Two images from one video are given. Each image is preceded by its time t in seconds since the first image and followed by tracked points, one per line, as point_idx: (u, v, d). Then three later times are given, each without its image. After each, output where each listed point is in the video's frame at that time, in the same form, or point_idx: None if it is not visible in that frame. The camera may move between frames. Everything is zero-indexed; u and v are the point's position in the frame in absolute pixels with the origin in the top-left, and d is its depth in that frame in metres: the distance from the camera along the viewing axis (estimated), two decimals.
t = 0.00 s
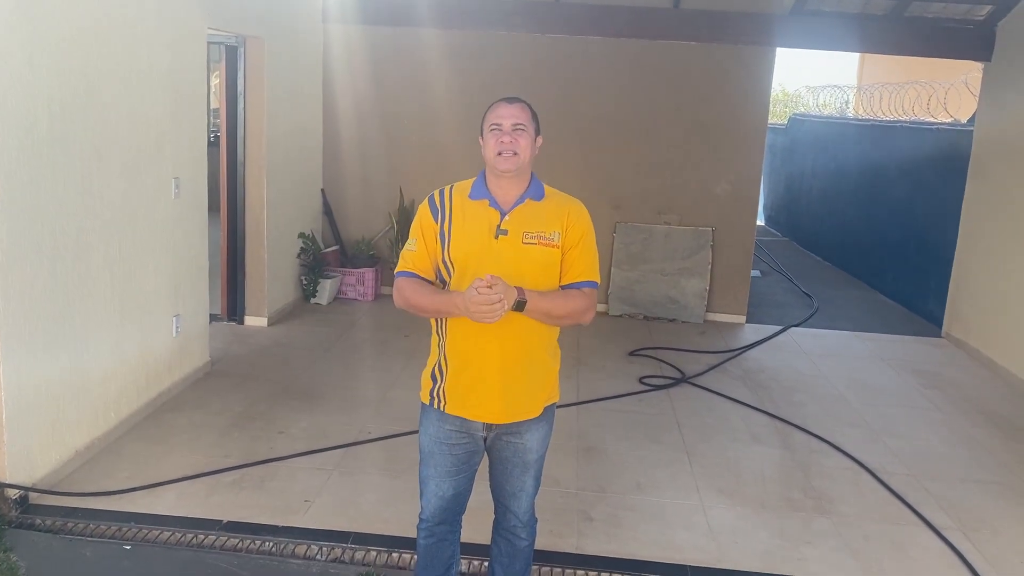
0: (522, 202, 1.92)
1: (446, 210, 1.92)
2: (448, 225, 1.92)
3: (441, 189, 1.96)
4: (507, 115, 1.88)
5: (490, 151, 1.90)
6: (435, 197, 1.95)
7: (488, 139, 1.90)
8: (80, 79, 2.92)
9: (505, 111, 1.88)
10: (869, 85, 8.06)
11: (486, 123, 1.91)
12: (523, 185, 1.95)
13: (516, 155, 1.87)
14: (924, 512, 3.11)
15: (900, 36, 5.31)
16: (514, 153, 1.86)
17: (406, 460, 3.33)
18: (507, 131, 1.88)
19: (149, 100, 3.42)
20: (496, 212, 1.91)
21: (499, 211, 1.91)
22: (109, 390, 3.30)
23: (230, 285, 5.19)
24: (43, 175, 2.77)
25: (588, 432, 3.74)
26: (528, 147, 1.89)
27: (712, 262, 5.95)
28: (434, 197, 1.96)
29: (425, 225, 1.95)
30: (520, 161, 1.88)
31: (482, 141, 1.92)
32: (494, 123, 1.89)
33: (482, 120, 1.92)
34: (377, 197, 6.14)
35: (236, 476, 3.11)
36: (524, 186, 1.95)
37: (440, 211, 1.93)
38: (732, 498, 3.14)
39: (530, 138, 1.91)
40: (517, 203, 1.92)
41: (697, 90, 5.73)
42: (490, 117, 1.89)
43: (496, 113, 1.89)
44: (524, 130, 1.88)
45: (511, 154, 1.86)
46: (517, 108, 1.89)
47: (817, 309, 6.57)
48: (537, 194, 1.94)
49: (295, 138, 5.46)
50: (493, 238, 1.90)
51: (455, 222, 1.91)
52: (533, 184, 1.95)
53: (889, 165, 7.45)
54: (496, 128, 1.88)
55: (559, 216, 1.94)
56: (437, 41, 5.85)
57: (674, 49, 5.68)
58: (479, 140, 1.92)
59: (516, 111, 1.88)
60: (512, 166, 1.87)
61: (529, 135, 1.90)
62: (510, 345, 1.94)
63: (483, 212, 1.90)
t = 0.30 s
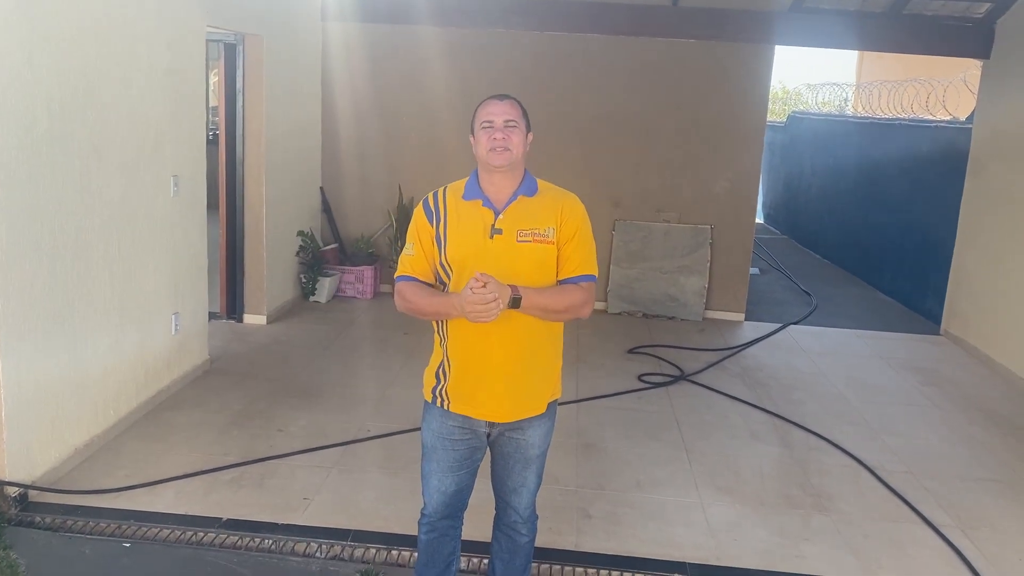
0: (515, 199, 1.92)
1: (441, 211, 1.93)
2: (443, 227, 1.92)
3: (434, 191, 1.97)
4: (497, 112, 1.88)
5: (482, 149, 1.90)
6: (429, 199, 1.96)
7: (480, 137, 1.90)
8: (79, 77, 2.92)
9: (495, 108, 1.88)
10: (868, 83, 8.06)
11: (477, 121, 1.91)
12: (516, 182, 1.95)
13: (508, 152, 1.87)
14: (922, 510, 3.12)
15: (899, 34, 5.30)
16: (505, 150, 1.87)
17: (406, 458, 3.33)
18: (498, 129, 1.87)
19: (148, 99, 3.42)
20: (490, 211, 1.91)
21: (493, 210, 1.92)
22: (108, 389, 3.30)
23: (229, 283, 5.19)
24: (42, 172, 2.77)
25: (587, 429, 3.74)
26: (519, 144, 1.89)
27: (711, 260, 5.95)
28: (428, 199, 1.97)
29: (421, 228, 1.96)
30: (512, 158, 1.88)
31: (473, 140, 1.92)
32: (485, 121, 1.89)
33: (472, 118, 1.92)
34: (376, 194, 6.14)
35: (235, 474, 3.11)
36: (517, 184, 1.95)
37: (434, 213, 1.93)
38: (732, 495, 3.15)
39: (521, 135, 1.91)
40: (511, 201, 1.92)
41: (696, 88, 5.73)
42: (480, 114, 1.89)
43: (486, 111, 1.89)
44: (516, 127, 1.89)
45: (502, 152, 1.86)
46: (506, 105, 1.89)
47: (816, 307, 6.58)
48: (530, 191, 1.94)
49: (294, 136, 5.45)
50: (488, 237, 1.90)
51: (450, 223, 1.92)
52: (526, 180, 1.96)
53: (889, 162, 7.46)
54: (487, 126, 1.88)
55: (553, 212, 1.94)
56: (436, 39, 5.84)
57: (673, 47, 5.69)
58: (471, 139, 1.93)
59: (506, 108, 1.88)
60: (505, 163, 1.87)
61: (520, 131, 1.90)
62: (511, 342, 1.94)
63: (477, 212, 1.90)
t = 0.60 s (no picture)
0: (514, 201, 1.92)
1: (440, 215, 1.92)
2: (443, 231, 1.92)
3: (433, 194, 1.96)
4: (495, 113, 1.88)
5: (480, 150, 1.89)
6: (428, 202, 1.95)
7: (478, 138, 1.90)
8: (79, 76, 2.92)
9: (493, 109, 1.88)
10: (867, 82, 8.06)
11: (474, 122, 1.91)
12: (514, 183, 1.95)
13: (506, 153, 1.87)
14: (920, 508, 3.12)
15: (898, 33, 5.30)
16: (504, 151, 1.87)
17: (406, 457, 3.34)
18: (497, 129, 1.87)
19: (147, 97, 3.42)
20: (489, 214, 1.91)
21: (492, 213, 1.92)
22: (108, 388, 3.30)
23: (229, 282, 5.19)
24: (40, 171, 2.76)
25: (587, 428, 3.75)
26: (518, 144, 1.89)
27: (710, 259, 5.95)
28: (427, 201, 1.96)
29: (420, 232, 1.96)
30: (511, 159, 1.88)
31: (471, 140, 1.92)
32: (483, 122, 1.89)
33: (470, 119, 1.92)
34: (376, 193, 6.14)
35: (235, 473, 3.11)
36: (515, 184, 1.95)
37: (434, 216, 1.93)
38: (731, 494, 3.15)
39: (519, 135, 1.91)
40: (510, 203, 1.92)
41: (695, 87, 5.73)
42: (478, 114, 1.89)
43: (484, 112, 1.89)
44: (514, 127, 1.89)
45: (501, 153, 1.86)
46: (504, 106, 1.89)
47: (816, 305, 6.59)
48: (529, 192, 1.94)
49: (293, 135, 5.45)
50: (487, 240, 1.90)
51: (450, 226, 1.91)
52: (524, 181, 1.96)
53: (888, 161, 7.46)
54: (485, 126, 1.88)
55: (552, 212, 1.94)
56: (435, 38, 5.84)
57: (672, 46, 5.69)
58: (469, 140, 1.93)
59: (504, 108, 1.88)
60: (504, 164, 1.87)
61: (518, 132, 1.90)
62: (513, 344, 1.94)
63: (476, 216, 1.90)
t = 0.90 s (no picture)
0: (518, 206, 1.92)
1: (444, 218, 1.92)
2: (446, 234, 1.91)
3: (436, 195, 1.96)
4: (501, 115, 1.88)
5: (485, 153, 1.89)
6: (430, 204, 1.94)
7: (483, 140, 1.90)
8: (77, 75, 2.92)
9: (499, 112, 1.88)
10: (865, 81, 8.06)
11: (480, 124, 1.91)
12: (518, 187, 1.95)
13: (512, 158, 1.87)
14: (919, 507, 3.13)
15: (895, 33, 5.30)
16: (509, 155, 1.87)
17: (405, 456, 3.33)
18: (502, 133, 1.88)
19: (145, 96, 3.42)
20: (493, 218, 1.91)
21: (496, 218, 1.91)
22: (106, 387, 3.30)
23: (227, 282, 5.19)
24: (38, 170, 2.76)
25: (586, 427, 3.75)
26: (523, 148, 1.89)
27: (710, 258, 5.95)
28: (429, 203, 1.95)
29: (423, 235, 1.94)
30: (515, 164, 1.88)
31: (476, 142, 1.92)
32: (489, 125, 1.89)
33: (475, 120, 1.92)
34: (374, 193, 6.14)
35: (233, 472, 3.11)
36: (519, 188, 1.95)
37: (437, 219, 1.92)
38: (729, 493, 3.15)
39: (524, 139, 1.91)
40: (514, 208, 1.92)
41: (694, 87, 5.73)
42: (484, 117, 1.90)
43: (489, 115, 1.89)
44: (519, 131, 1.89)
45: (506, 156, 1.86)
46: (510, 109, 1.89)
47: (815, 305, 6.59)
48: (533, 196, 1.94)
49: (292, 134, 5.45)
50: (492, 245, 1.90)
51: (453, 230, 1.91)
52: (528, 185, 1.96)
53: (886, 160, 7.47)
54: (491, 129, 1.88)
55: (555, 217, 1.94)
56: (433, 37, 5.84)
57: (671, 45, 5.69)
58: (473, 141, 1.92)
59: (509, 111, 1.88)
60: (509, 169, 1.87)
61: (523, 136, 1.90)
62: (516, 347, 1.93)
63: (480, 220, 1.90)
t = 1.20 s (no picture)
0: (534, 202, 1.94)
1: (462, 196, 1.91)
2: (461, 212, 1.91)
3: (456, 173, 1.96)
4: (537, 115, 1.89)
5: (512, 145, 1.89)
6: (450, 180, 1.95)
7: (512, 133, 1.90)
8: (74, 74, 2.93)
9: (536, 111, 1.89)
10: (861, 82, 8.07)
11: (514, 117, 1.91)
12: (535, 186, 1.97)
13: (538, 155, 1.87)
14: (914, 506, 3.14)
15: (891, 34, 5.32)
16: (535, 153, 1.86)
17: (401, 457, 3.33)
18: (533, 131, 1.88)
19: (142, 96, 3.42)
20: (509, 206, 1.92)
21: (512, 207, 1.93)
22: (102, 388, 3.30)
23: (223, 283, 5.18)
24: (34, 171, 2.76)
25: (582, 428, 3.75)
26: (548, 151, 1.89)
27: (705, 259, 5.96)
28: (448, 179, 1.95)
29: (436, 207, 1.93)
30: (539, 162, 1.88)
31: (506, 134, 1.92)
32: (523, 120, 1.89)
33: (511, 114, 1.92)
34: (370, 194, 6.14)
35: (229, 473, 3.11)
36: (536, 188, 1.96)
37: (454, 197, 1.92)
38: (725, 493, 3.16)
39: (552, 143, 1.91)
40: (530, 203, 1.94)
41: (690, 87, 5.74)
42: (520, 112, 1.90)
43: (526, 111, 1.89)
44: (549, 133, 1.89)
45: (532, 153, 1.86)
46: (546, 111, 1.90)
47: (811, 305, 6.60)
48: (549, 198, 1.97)
49: (288, 135, 5.45)
50: (505, 231, 1.91)
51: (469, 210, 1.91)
52: (544, 187, 1.98)
53: (882, 160, 7.49)
54: (523, 124, 1.88)
55: (566, 222, 1.99)
56: (430, 38, 5.85)
57: (667, 47, 5.70)
58: (503, 133, 1.92)
59: (546, 114, 1.89)
60: (532, 165, 1.86)
61: (552, 139, 1.91)
62: (509, 339, 1.93)
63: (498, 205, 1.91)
